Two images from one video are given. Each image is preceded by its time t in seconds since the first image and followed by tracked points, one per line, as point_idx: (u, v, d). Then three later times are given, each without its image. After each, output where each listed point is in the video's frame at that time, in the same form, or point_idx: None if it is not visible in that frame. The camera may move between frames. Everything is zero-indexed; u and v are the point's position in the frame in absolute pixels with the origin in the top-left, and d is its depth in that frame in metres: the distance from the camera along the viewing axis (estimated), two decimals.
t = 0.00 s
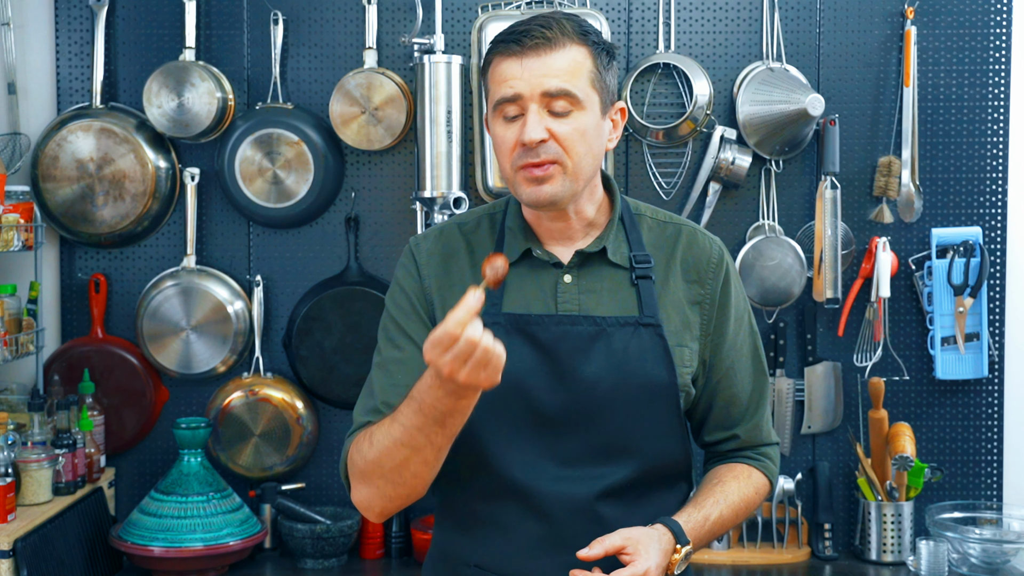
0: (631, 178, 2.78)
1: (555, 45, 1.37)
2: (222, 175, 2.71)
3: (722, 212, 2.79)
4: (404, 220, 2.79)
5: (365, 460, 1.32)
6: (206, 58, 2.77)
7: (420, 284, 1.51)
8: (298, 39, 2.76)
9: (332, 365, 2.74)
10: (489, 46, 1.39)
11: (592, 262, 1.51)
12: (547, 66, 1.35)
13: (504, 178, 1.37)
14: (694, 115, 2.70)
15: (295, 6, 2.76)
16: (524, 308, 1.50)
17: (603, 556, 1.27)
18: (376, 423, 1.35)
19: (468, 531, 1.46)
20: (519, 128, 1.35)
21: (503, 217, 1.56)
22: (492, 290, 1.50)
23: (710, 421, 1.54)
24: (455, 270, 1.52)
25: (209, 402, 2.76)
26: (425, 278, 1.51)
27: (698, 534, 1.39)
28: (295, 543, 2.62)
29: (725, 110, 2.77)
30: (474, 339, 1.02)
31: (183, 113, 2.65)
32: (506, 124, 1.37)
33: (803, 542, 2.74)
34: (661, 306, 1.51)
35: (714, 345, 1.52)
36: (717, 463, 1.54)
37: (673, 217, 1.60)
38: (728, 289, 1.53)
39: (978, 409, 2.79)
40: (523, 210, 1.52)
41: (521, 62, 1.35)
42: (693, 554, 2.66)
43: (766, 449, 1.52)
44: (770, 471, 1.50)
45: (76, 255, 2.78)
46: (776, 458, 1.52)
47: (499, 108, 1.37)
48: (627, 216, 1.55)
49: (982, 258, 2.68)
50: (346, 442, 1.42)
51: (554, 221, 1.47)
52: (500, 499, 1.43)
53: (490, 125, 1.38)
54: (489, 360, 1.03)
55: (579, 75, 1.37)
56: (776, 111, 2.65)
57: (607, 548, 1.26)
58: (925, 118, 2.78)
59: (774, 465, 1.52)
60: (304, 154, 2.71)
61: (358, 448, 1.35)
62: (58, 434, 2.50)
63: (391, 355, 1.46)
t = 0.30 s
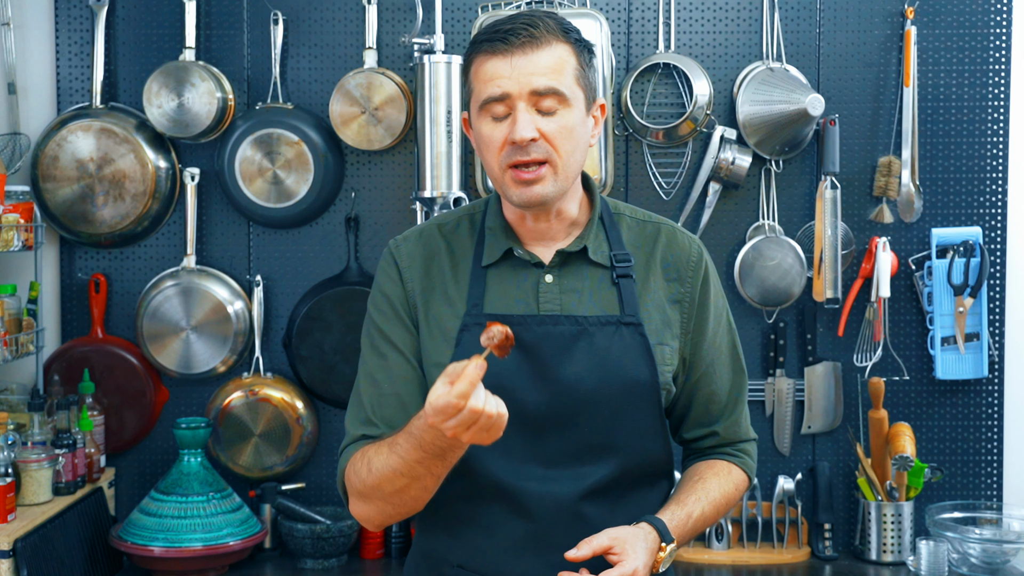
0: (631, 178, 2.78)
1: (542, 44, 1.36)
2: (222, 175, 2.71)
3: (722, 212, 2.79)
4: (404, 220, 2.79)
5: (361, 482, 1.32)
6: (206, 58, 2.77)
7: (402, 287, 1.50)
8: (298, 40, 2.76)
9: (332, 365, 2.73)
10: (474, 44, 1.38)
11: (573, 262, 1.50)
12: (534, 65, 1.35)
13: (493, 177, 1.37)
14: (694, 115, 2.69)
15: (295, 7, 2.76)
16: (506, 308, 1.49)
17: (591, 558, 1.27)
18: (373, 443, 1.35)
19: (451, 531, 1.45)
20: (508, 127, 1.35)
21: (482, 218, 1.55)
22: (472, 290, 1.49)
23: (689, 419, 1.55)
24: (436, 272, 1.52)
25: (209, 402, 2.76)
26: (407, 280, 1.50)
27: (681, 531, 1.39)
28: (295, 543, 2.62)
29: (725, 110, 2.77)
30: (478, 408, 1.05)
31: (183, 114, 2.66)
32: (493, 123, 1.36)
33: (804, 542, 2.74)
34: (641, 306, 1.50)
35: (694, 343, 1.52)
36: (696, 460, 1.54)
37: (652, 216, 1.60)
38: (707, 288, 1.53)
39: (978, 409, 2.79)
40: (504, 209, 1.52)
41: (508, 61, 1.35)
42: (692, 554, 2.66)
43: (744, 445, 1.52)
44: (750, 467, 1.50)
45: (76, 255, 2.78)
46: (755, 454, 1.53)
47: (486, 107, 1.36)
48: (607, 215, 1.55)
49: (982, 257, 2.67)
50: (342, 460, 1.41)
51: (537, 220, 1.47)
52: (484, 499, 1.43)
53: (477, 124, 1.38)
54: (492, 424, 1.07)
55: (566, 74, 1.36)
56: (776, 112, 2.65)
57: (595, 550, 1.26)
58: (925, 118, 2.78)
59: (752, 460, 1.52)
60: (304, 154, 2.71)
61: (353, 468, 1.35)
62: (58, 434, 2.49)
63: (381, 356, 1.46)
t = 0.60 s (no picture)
0: (631, 178, 2.78)
1: (537, 36, 1.37)
2: (222, 174, 2.71)
3: (722, 212, 2.79)
4: (405, 220, 2.79)
5: (343, 471, 1.32)
6: (206, 58, 2.77)
7: (391, 290, 1.50)
8: (298, 40, 2.76)
9: (332, 365, 2.73)
10: (469, 37, 1.39)
11: (562, 261, 1.50)
12: (529, 56, 1.36)
13: (487, 167, 1.36)
14: (694, 115, 2.69)
15: (295, 7, 2.76)
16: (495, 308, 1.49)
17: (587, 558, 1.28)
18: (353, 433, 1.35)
19: (443, 532, 1.45)
20: (505, 116, 1.35)
21: (471, 219, 1.55)
22: (462, 290, 1.49)
23: (682, 417, 1.54)
24: (425, 274, 1.52)
25: (209, 402, 2.76)
26: (395, 283, 1.50)
27: (679, 528, 1.39)
28: (295, 543, 2.62)
29: (725, 110, 2.77)
30: (468, 357, 1.05)
31: (183, 113, 2.66)
32: (489, 113, 1.36)
33: (804, 542, 2.74)
34: (630, 304, 1.50)
35: (685, 343, 1.52)
36: (690, 458, 1.54)
37: (641, 215, 1.59)
38: (697, 288, 1.52)
39: (978, 409, 2.79)
40: (493, 209, 1.52)
41: (504, 52, 1.36)
42: (692, 554, 2.66)
43: (738, 442, 1.52)
44: (743, 463, 1.51)
45: (76, 255, 2.78)
46: (749, 450, 1.53)
47: (481, 98, 1.37)
48: (595, 216, 1.55)
49: (982, 257, 2.67)
50: (320, 455, 1.42)
51: (527, 218, 1.48)
52: (481, 500, 1.43)
53: (472, 116, 1.38)
54: (480, 377, 1.07)
55: (560, 67, 1.37)
56: (776, 112, 2.65)
57: (591, 550, 1.27)
58: (925, 118, 2.78)
59: (746, 456, 1.52)
60: (304, 154, 2.71)
61: (335, 459, 1.35)
62: (58, 434, 2.49)
63: (377, 356, 1.46)
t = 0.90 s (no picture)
0: (631, 178, 2.78)
1: (539, 39, 1.36)
2: (222, 174, 2.71)
3: (722, 212, 2.79)
4: (405, 219, 2.79)
5: (353, 469, 1.31)
6: (206, 58, 2.76)
7: (398, 288, 1.50)
8: (298, 39, 2.76)
9: (332, 365, 2.73)
10: (472, 38, 1.38)
11: (566, 262, 1.50)
12: (529, 59, 1.35)
13: (484, 170, 1.36)
14: (694, 115, 2.69)
15: (295, 6, 2.76)
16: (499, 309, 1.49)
17: (580, 555, 1.27)
18: (363, 430, 1.34)
19: (443, 533, 1.45)
20: (502, 119, 1.35)
21: (477, 219, 1.55)
22: (466, 291, 1.49)
23: (684, 420, 1.54)
24: (430, 273, 1.52)
25: (209, 402, 2.76)
26: (402, 281, 1.50)
27: (675, 531, 1.39)
28: (295, 543, 2.62)
29: (725, 110, 2.77)
30: (489, 359, 1.05)
31: (183, 113, 2.65)
32: (487, 116, 1.36)
33: (804, 542, 2.74)
34: (634, 306, 1.50)
35: (689, 345, 1.52)
36: (692, 461, 1.54)
37: (646, 217, 1.59)
38: (701, 290, 1.53)
39: (978, 409, 2.79)
40: (497, 209, 1.52)
41: (504, 55, 1.35)
42: (692, 554, 2.66)
43: (740, 447, 1.52)
44: (745, 467, 1.50)
45: (76, 255, 2.78)
46: (751, 456, 1.53)
47: (480, 101, 1.36)
48: (601, 216, 1.55)
49: (982, 257, 2.68)
50: (328, 454, 1.41)
51: (528, 218, 1.47)
52: (482, 501, 1.43)
53: (472, 118, 1.38)
54: (500, 379, 1.07)
55: (562, 70, 1.36)
56: (776, 112, 2.65)
57: (583, 546, 1.26)
58: (925, 118, 2.78)
59: (748, 462, 1.52)
60: (304, 154, 2.71)
61: (344, 457, 1.34)
62: (58, 434, 2.49)
63: (378, 357, 1.46)
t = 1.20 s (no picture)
0: (631, 178, 2.78)
1: (549, 46, 1.35)
2: (222, 175, 2.71)
3: (721, 212, 2.79)
4: (404, 219, 2.79)
5: (344, 469, 1.32)
6: (206, 58, 2.77)
7: (402, 287, 1.51)
8: (299, 40, 2.76)
9: (331, 365, 2.73)
10: (481, 45, 1.37)
11: (574, 263, 1.50)
12: (540, 68, 1.34)
13: (496, 180, 1.36)
14: (694, 115, 2.69)
15: (296, 7, 2.76)
16: (507, 310, 1.49)
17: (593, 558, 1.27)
18: (353, 431, 1.34)
19: (451, 533, 1.45)
20: (513, 130, 1.34)
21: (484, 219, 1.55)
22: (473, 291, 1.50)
23: (691, 422, 1.54)
24: (436, 273, 1.52)
25: (209, 402, 2.76)
26: (407, 280, 1.51)
27: (684, 534, 1.39)
28: (295, 543, 2.62)
29: (725, 110, 2.77)
30: (444, 359, 1.04)
31: (183, 113, 2.66)
32: (498, 126, 1.35)
33: (804, 542, 2.74)
34: (643, 307, 1.50)
35: (697, 346, 1.52)
36: (699, 463, 1.53)
37: (655, 217, 1.59)
38: (710, 291, 1.53)
39: (978, 409, 2.79)
40: (506, 210, 1.52)
41: (515, 64, 1.34)
42: (692, 554, 2.66)
43: (747, 449, 1.52)
44: (753, 470, 1.50)
45: (76, 255, 2.78)
46: (757, 458, 1.53)
47: (491, 110, 1.36)
48: (609, 217, 1.55)
49: (982, 257, 2.67)
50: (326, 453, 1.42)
51: (539, 222, 1.47)
52: (482, 500, 1.44)
53: (482, 126, 1.37)
54: (457, 379, 1.05)
55: (572, 78, 1.35)
56: (776, 112, 2.65)
57: (597, 550, 1.26)
58: (925, 118, 2.78)
59: (755, 464, 1.52)
60: (304, 154, 2.71)
61: (337, 456, 1.35)
62: (58, 434, 2.49)
63: (380, 356, 1.46)
